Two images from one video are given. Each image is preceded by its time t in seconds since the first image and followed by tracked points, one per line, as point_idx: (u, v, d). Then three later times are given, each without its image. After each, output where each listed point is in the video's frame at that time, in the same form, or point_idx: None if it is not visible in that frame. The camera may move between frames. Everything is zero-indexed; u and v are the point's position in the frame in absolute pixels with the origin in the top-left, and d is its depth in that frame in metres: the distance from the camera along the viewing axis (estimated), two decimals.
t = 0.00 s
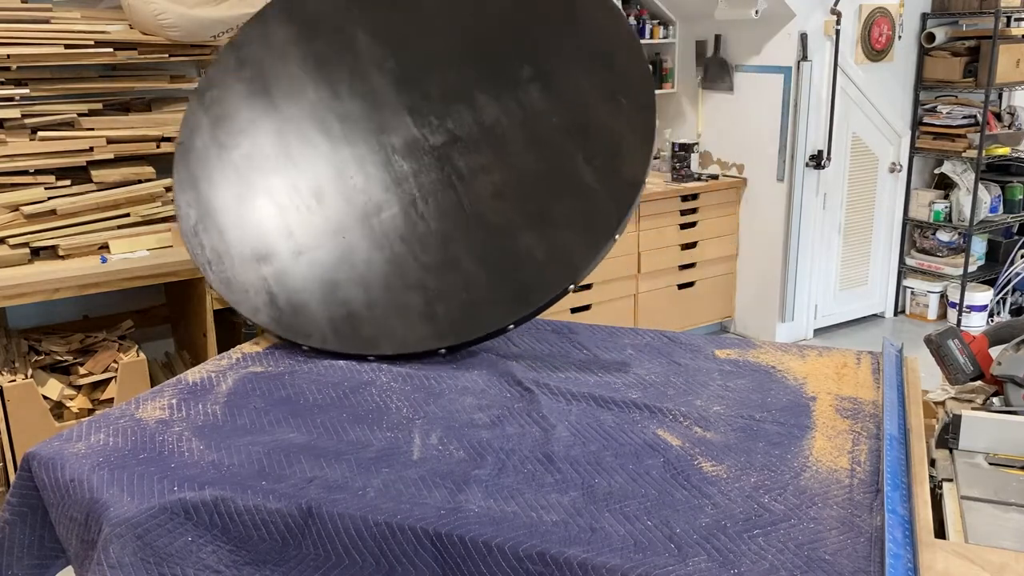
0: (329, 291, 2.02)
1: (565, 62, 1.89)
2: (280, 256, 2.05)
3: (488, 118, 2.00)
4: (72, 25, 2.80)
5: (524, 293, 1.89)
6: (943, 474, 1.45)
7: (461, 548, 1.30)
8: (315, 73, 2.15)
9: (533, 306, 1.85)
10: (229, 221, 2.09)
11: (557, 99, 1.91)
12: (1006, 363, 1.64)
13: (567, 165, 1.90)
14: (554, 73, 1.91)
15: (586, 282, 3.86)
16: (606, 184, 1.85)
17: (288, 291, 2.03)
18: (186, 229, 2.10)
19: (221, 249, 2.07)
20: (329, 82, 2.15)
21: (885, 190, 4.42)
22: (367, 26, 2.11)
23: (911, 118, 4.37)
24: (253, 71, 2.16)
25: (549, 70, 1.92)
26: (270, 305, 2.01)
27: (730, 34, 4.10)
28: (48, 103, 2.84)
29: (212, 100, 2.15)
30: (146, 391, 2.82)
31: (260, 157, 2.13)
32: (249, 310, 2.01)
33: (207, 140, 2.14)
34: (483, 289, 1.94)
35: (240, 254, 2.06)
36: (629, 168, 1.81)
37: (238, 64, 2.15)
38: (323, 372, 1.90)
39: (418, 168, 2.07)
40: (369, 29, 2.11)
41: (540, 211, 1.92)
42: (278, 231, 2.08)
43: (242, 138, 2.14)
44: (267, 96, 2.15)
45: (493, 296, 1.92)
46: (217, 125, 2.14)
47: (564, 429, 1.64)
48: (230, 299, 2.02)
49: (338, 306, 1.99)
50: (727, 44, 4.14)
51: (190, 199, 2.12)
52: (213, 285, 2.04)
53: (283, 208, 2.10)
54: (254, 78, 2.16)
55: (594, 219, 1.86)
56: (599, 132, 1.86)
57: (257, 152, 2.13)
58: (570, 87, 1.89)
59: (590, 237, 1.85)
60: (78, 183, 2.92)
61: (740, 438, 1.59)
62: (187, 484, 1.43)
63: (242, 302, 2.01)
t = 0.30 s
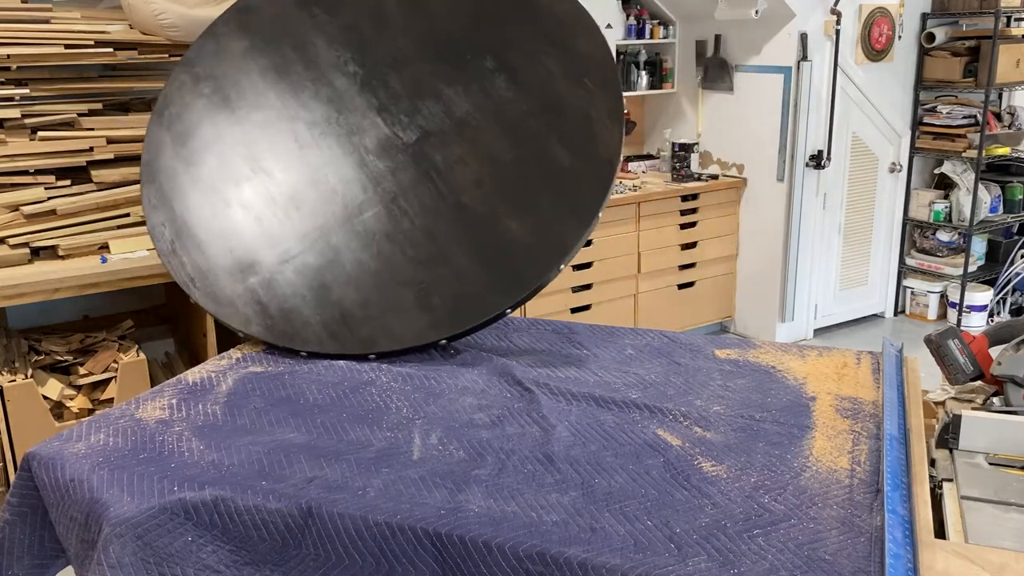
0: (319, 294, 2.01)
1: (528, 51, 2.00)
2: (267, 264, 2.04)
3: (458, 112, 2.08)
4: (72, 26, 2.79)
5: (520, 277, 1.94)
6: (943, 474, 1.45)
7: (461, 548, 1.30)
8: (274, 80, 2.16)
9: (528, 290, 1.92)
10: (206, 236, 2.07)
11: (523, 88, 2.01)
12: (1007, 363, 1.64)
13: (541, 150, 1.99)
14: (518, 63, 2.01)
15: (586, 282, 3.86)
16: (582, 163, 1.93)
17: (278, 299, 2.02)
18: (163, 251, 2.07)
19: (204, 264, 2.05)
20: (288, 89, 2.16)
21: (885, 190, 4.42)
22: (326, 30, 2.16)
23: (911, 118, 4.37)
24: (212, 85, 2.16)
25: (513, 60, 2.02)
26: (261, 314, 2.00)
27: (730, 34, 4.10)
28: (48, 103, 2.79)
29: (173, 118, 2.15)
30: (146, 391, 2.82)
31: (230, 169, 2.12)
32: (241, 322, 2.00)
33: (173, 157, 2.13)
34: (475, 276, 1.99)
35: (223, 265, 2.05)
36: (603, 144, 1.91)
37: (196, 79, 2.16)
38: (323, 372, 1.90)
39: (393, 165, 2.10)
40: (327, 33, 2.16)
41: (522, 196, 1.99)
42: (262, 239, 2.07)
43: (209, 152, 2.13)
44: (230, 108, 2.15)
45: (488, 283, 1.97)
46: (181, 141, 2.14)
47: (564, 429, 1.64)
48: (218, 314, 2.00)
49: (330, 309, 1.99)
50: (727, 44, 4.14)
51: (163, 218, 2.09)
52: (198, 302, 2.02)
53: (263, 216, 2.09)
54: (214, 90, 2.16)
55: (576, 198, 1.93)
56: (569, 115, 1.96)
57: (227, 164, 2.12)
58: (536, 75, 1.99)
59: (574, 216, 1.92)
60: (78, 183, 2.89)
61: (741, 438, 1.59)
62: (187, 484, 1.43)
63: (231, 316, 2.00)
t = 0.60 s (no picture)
0: (313, 294, 2.01)
1: (500, 44, 2.04)
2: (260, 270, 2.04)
3: (437, 107, 2.10)
4: (72, 26, 2.79)
5: (512, 265, 1.94)
6: (943, 474, 1.45)
7: (461, 548, 1.30)
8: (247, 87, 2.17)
9: (520, 276, 1.91)
10: (192, 246, 2.06)
11: (498, 80, 2.04)
12: (1006, 363, 1.64)
13: (520, 141, 2.01)
14: (491, 56, 2.05)
15: (586, 282, 3.86)
16: (562, 150, 1.96)
17: (271, 304, 2.01)
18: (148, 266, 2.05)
19: (194, 274, 2.03)
20: (262, 96, 2.17)
21: (885, 190, 4.42)
22: (296, 35, 2.18)
23: (911, 118, 4.37)
24: (185, 98, 2.16)
25: (487, 54, 2.05)
26: (257, 319, 1.99)
27: (730, 34, 4.10)
28: (48, 103, 2.78)
29: (148, 134, 2.14)
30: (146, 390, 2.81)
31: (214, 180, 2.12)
32: (236, 330, 1.99)
33: (151, 172, 2.11)
34: (465, 267, 1.99)
35: (214, 275, 2.03)
36: (580, 129, 1.94)
37: (169, 94, 2.16)
38: (323, 371, 1.90)
39: (376, 164, 2.11)
40: (298, 38, 2.18)
41: (506, 185, 2.01)
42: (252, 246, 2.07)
43: (189, 164, 2.12)
44: (206, 119, 2.15)
45: (480, 273, 1.97)
46: (158, 155, 2.13)
47: (564, 429, 1.64)
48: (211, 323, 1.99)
49: (325, 308, 1.99)
50: (727, 44, 4.14)
51: (148, 234, 2.07)
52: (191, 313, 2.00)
53: (250, 221, 2.09)
54: (188, 103, 2.16)
55: (560, 185, 1.95)
56: (545, 103, 1.99)
57: (207, 174, 2.12)
58: (510, 66, 2.03)
59: (560, 201, 1.94)
60: (78, 183, 2.89)
61: (741, 438, 1.59)
62: (187, 484, 1.43)
63: (225, 325, 1.99)
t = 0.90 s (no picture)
0: (310, 293, 2.01)
1: (486, 47, 2.11)
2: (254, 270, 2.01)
3: (423, 107, 2.14)
4: (72, 26, 2.78)
5: (512, 262, 2.02)
6: (943, 474, 1.45)
7: (461, 548, 1.30)
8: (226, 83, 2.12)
9: (521, 272, 2.00)
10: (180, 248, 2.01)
11: (484, 82, 2.12)
12: (1006, 363, 1.64)
13: (510, 141, 2.10)
14: (477, 59, 2.12)
15: (586, 282, 3.87)
16: (553, 150, 2.07)
17: (267, 303, 1.99)
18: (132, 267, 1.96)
19: (185, 276, 1.98)
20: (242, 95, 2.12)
21: (885, 190, 4.42)
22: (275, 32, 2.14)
23: (911, 118, 4.37)
24: (163, 93, 2.09)
25: (472, 56, 2.12)
26: (254, 321, 1.97)
27: (730, 34, 4.10)
28: (48, 103, 2.78)
29: (125, 132, 2.06)
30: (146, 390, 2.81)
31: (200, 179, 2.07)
32: (233, 330, 1.95)
33: (131, 171, 2.04)
34: (463, 265, 2.05)
35: (205, 276, 1.99)
36: (571, 130, 2.06)
37: (143, 89, 2.08)
38: (323, 371, 1.90)
39: (365, 164, 2.13)
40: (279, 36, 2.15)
41: (499, 184, 2.09)
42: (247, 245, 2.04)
43: (170, 164, 2.06)
44: (186, 117, 2.09)
45: (479, 271, 2.04)
46: (136, 154, 2.06)
47: (564, 429, 1.64)
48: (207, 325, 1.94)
49: (326, 308, 1.99)
50: (727, 44, 4.14)
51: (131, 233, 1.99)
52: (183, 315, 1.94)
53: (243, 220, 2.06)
54: (164, 99, 2.09)
55: (553, 185, 2.06)
56: (533, 105, 2.09)
57: (191, 174, 2.07)
58: (496, 69, 2.11)
59: (555, 200, 2.05)
60: (78, 183, 2.88)
61: (741, 438, 1.59)
62: (187, 484, 1.43)
63: (222, 325, 1.95)
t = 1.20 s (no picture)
0: (305, 294, 1.98)
1: (470, 46, 2.13)
2: (248, 272, 1.97)
3: (410, 106, 2.13)
4: (72, 26, 2.77)
5: (508, 261, 2.06)
6: (943, 474, 1.45)
7: (461, 548, 1.30)
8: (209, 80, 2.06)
9: (518, 269, 2.05)
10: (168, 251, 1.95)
11: (468, 81, 2.13)
12: (1006, 363, 1.64)
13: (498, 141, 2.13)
14: (461, 58, 2.13)
15: (586, 282, 3.87)
16: (541, 149, 2.12)
17: (262, 305, 1.96)
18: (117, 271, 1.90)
19: (175, 279, 1.93)
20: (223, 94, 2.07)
21: (885, 190, 4.42)
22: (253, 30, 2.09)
23: (911, 118, 4.37)
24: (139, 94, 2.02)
25: (457, 55, 2.13)
26: (251, 323, 1.94)
27: (730, 34, 4.10)
28: (47, 103, 2.77)
29: (103, 132, 1.98)
30: (146, 390, 2.81)
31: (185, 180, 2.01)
32: (228, 334, 1.92)
33: (111, 171, 1.96)
34: (459, 263, 2.07)
35: (196, 279, 1.94)
36: (557, 129, 2.12)
37: (121, 88, 2.00)
38: (323, 371, 1.90)
39: (355, 163, 2.10)
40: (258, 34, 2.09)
41: (490, 183, 2.11)
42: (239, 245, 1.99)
43: (152, 165, 2.00)
44: (167, 118, 2.03)
45: (476, 269, 2.06)
46: (116, 154, 1.98)
47: (564, 429, 1.64)
48: (201, 328, 1.90)
49: (325, 309, 1.97)
50: (727, 44, 4.14)
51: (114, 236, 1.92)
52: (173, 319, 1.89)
53: (236, 221, 2.01)
54: (142, 99, 2.02)
55: (543, 184, 2.11)
56: (519, 104, 2.12)
57: (175, 176, 2.01)
58: (481, 69, 2.13)
59: (545, 199, 2.10)
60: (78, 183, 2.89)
61: (741, 438, 1.59)
62: (187, 484, 1.43)
63: (215, 327, 1.91)
